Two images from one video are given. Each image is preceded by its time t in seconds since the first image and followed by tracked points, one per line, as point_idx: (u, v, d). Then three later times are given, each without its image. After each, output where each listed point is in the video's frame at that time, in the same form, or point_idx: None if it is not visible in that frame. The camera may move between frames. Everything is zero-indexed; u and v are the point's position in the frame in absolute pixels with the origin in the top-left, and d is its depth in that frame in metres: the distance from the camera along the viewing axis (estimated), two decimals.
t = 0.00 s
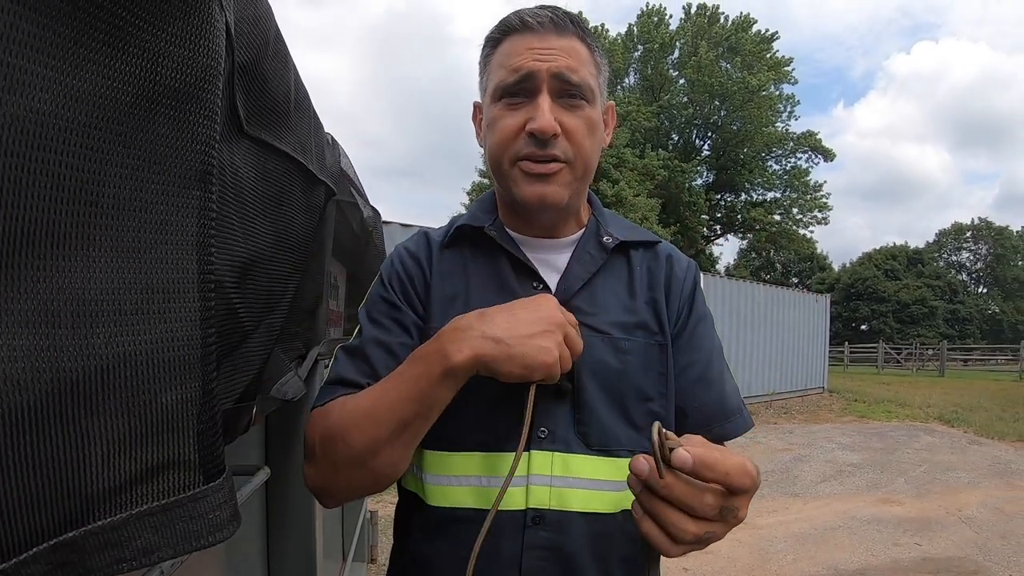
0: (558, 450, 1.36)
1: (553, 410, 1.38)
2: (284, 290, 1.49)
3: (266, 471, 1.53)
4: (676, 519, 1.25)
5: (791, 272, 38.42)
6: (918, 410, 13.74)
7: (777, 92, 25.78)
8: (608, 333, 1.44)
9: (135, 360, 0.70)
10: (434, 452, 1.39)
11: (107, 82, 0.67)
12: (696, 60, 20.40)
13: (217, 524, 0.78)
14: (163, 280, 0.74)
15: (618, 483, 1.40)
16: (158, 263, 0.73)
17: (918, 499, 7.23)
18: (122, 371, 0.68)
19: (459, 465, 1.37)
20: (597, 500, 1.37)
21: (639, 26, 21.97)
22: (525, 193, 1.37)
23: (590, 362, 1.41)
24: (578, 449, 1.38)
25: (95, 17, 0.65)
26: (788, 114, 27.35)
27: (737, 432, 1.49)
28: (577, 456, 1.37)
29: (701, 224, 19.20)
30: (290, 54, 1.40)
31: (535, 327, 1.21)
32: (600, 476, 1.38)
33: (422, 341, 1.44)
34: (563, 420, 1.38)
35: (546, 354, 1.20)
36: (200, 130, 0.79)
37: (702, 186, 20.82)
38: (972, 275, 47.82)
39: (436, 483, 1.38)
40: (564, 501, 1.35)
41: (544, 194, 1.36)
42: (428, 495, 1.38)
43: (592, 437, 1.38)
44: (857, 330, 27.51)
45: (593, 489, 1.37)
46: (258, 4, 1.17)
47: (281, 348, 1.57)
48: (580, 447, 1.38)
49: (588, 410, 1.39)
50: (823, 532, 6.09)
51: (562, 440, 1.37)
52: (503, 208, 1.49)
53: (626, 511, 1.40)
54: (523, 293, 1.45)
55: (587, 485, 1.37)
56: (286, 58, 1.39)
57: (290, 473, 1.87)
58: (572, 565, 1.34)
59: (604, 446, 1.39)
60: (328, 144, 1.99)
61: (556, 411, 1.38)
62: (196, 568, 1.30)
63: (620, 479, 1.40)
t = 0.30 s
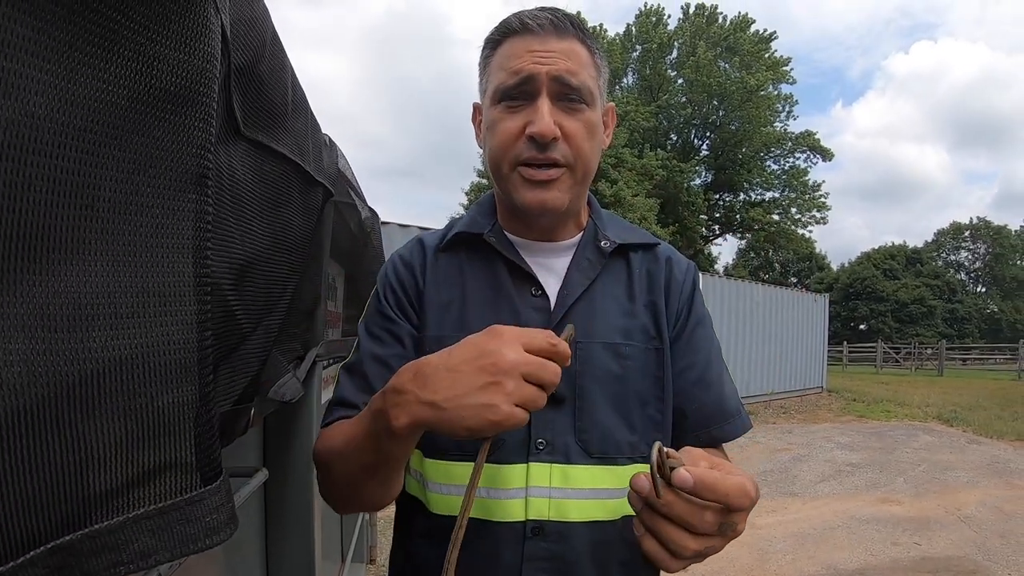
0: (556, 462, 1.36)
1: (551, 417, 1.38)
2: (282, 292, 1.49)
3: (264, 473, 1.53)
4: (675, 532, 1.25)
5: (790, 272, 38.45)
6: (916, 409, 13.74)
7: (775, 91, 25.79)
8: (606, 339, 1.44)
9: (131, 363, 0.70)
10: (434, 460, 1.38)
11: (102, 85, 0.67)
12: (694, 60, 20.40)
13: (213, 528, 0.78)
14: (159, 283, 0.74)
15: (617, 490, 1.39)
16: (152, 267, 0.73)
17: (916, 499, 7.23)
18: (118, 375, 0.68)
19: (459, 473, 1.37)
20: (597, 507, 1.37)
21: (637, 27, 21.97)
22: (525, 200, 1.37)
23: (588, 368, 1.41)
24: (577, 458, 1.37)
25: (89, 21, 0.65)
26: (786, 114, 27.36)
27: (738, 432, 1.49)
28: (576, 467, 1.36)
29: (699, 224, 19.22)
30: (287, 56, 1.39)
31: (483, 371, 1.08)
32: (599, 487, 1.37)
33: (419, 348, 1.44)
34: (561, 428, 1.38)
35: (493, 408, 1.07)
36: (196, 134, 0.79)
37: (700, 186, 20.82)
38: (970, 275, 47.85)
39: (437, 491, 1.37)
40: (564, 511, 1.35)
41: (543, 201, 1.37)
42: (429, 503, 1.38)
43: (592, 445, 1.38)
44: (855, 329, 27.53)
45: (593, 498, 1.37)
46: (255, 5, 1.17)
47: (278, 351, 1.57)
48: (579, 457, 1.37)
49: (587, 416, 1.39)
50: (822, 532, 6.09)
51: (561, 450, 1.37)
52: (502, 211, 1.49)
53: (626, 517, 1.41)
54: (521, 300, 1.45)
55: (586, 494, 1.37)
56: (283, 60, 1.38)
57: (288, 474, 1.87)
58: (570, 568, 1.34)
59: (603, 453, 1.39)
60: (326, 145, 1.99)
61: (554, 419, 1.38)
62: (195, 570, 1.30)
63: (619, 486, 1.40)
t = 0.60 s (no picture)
0: (556, 462, 1.35)
1: (552, 417, 1.38)
2: (279, 292, 1.49)
3: (261, 473, 1.53)
4: (660, 486, 1.18)
5: (789, 271, 38.45)
6: (916, 409, 13.74)
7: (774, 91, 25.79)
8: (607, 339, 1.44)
9: (126, 361, 0.69)
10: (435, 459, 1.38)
11: (97, 83, 0.66)
12: (693, 60, 20.40)
13: (209, 528, 0.78)
14: (155, 282, 0.73)
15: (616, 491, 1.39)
16: (148, 265, 0.73)
17: (916, 498, 7.23)
18: (113, 374, 0.68)
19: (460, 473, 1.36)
20: (596, 508, 1.37)
21: (635, 27, 21.97)
22: (525, 206, 1.38)
23: (590, 368, 1.41)
24: (577, 459, 1.37)
25: (84, 17, 0.64)
26: (785, 114, 27.35)
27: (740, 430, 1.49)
28: (575, 468, 1.36)
29: (698, 224, 19.22)
30: (285, 56, 1.39)
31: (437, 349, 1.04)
32: (599, 487, 1.37)
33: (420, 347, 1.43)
34: (561, 428, 1.38)
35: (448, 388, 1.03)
36: (192, 132, 0.78)
37: (699, 186, 20.82)
38: (969, 274, 47.90)
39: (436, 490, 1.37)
40: (564, 512, 1.35)
41: (544, 206, 1.37)
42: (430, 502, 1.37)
43: (592, 445, 1.38)
44: (854, 329, 27.54)
45: (593, 498, 1.37)
46: (253, 4, 1.17)
47: (276, 350, 1.56)
48: (579, 457, 1.37)
49: (587, 416, 1.39)
50: (822, 532, 6.08)
51: (560, 450, 1.37)
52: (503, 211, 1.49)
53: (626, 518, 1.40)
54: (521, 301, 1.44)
55: (587, 494, 1.36)
56: (281, 59, 1.38)
57: (286, 474, 1.86)
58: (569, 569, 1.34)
59: (603, 454, 1.38)
60: (323, 145, 1.98)
61: (555, 419, 1.38)
62: (193, 570, 1.30)
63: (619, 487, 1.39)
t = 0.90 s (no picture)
0: (551, 465, 1.36)
1: (547, 420, 1.39)
2: (277, 293, 1.48)
3: (259, 475, 1.52)
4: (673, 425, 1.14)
5: (787, 272, 38.47)
6: (915, 409, 13.74)
7: (773, 92, 25.79)
8: (603, 341, 1.45)
9: (122, 364, 0.69)
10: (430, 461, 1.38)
11: (94, 86, 0.66)
12: (692, 60, 20.41)
13: (207, 531, 0.78)
14: (152, 284, 0.73)
15: (611, 494, 1.38)
16: (145, 268, 0.73)
17: (915, 499, 7.22)
18: (110, 377, 0.68)
19: (456, 475, 1.36)
20: (591, 510, 1.36)
21: (634, 27, 21.96)
22: (526, 215, 1.38)
23: (585, 370, 1.42)
24: (572, 461, 1.37)
25: (81, 19, 0.64)
26: (784, 114, 27.35)
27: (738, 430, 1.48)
28: (571, 470, 1.36)
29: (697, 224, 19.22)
30: (283, 57, 1.39)
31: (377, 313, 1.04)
32: (593, 488, 1.37)
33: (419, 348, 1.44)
34: (557, 431, 1.38)
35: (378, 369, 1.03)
36: (189, 135, 0.78)
37: (698, 186, 20.82)
38: (967, 274, 47.95)
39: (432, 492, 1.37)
40: (557, 513, 1.35)
41: (544, 214, 1.37)
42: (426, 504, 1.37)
43: (587, 448, 1.38)
44: (853, 329, 27.54)
45: (588, 500, 1.36)
46: (250, 5, 1.17)
47: (274, 352, 1.56)
48: (574, 459, 1.37)
49: (583, 418, 1.39)
50: (821, 532, 6.08)
51: (556, 453, 1.37)
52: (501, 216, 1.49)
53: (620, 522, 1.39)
54: (518, 304, 1.45)
55: (582, 496, 1.36)
56: (278, 60, 1.38)
57: (284, 475, 1.86)
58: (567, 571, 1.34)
59: (598, 457, 1.38)
60: (322, 146, 1.98)
61: (550, 422, 1.38)
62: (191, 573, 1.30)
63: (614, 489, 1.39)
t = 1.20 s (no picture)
0: (545, 468, 1.36)
1: (544, 424, 1.39)
2: (276, 295, 1.48)
3: (258, 477, 1.53)
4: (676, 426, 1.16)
5: (787, 272, 38.50)
6: (915, 409, 13.75)
7: (772, 92, 25.82)
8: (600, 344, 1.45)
9: (123, 369, 0.70)
10: (429, 459, 1.38)
11: (91, 91, 0.66)
12: (691, 61, 20.43)
13: (206, 534, 0.78)
14: (152, 289, 0.74)
15: (608, 498, 1.39)
16: (144, 273, 0.73)
17: (915, 499, 7.23)
18: (109, 381, 0.68)
19: (454, 479, 1.37)
20: (587, 515, 1.37)
21: (634, 28, 21.97)
22: (521, 207, 1.37)
23: (582, 373, 1.42)
24: (568, 466, 1.37)
25: (78, 24, 0.64)
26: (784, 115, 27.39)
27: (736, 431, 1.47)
28: (567, 474, 1.36)
29: (696, 225, 19.24)
30: (281, 59, 1.39)
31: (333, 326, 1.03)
32: (589, 492, 1.37)
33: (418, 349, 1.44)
34: (552, 436, 1.38)
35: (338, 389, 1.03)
36: (188, 139, 0.78)
37: (698, 187, 20.84)
38: (967, 275, 48.00)
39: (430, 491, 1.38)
40: (552, 517, 1.35)
41: (539, 207, 1.37)
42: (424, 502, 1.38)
43: (583, 452, 1.38)
44: (852, 330, 27.57)
45: (585, 506, 1.37)
46: (249, 7, 1.17)
47: (273, 355, 1.56)
48: (570, 464, 1.37)
49: (579, 421, 1.39)
50: (821, 533, 6.09)
51: (552, 457, 1.37)
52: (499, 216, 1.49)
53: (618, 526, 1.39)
54: (514, 306, 1.45)
55: (580, 501, 1.36)
56: (277, 63, 1.38)
57: (283, 478, 1.86)
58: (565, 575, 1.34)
59: (595, 461, 1.38)
60: (321, 148, 1.99)
61: (547, 426, 1.39)
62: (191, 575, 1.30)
63: (612, 494, 1.39)
